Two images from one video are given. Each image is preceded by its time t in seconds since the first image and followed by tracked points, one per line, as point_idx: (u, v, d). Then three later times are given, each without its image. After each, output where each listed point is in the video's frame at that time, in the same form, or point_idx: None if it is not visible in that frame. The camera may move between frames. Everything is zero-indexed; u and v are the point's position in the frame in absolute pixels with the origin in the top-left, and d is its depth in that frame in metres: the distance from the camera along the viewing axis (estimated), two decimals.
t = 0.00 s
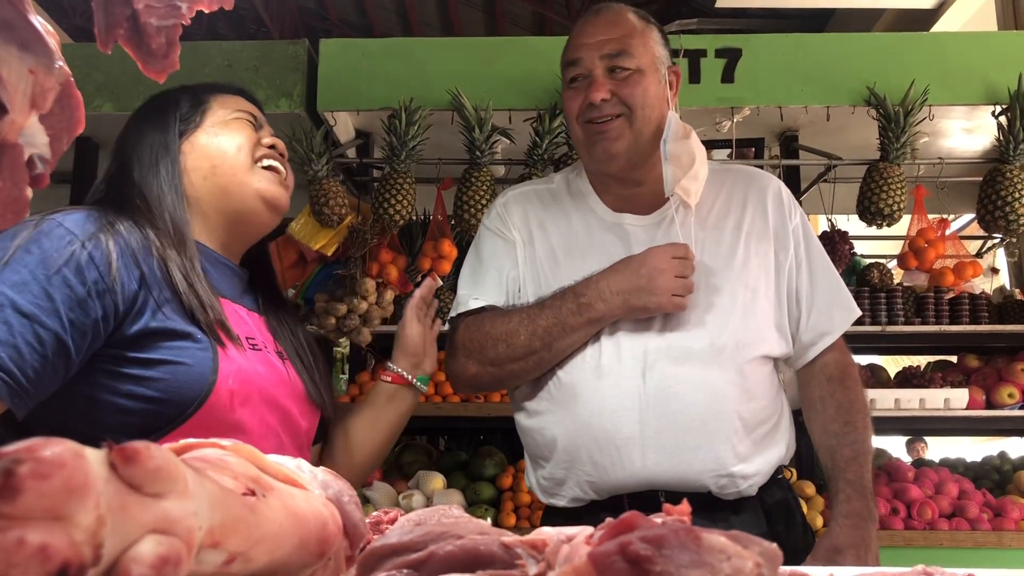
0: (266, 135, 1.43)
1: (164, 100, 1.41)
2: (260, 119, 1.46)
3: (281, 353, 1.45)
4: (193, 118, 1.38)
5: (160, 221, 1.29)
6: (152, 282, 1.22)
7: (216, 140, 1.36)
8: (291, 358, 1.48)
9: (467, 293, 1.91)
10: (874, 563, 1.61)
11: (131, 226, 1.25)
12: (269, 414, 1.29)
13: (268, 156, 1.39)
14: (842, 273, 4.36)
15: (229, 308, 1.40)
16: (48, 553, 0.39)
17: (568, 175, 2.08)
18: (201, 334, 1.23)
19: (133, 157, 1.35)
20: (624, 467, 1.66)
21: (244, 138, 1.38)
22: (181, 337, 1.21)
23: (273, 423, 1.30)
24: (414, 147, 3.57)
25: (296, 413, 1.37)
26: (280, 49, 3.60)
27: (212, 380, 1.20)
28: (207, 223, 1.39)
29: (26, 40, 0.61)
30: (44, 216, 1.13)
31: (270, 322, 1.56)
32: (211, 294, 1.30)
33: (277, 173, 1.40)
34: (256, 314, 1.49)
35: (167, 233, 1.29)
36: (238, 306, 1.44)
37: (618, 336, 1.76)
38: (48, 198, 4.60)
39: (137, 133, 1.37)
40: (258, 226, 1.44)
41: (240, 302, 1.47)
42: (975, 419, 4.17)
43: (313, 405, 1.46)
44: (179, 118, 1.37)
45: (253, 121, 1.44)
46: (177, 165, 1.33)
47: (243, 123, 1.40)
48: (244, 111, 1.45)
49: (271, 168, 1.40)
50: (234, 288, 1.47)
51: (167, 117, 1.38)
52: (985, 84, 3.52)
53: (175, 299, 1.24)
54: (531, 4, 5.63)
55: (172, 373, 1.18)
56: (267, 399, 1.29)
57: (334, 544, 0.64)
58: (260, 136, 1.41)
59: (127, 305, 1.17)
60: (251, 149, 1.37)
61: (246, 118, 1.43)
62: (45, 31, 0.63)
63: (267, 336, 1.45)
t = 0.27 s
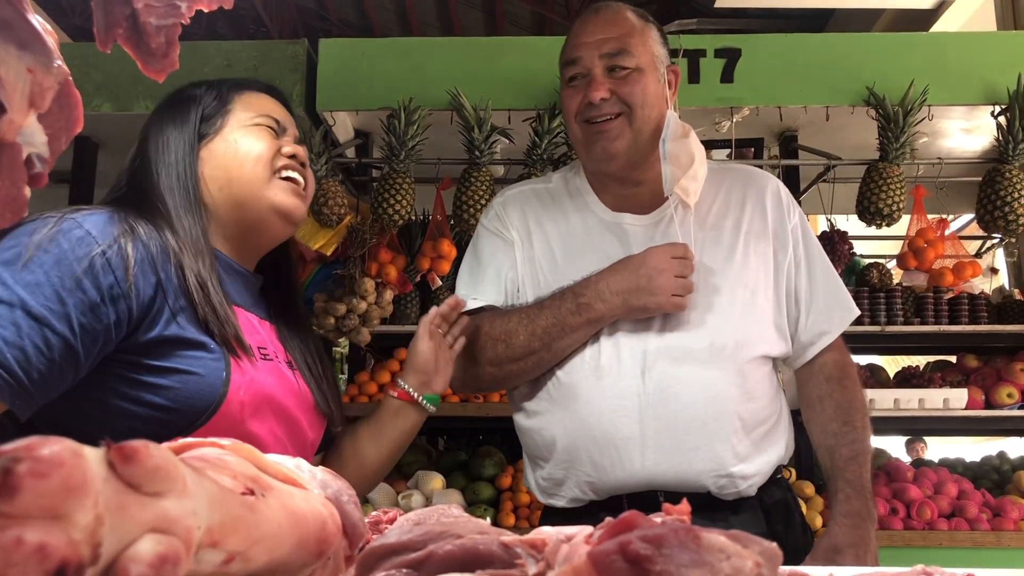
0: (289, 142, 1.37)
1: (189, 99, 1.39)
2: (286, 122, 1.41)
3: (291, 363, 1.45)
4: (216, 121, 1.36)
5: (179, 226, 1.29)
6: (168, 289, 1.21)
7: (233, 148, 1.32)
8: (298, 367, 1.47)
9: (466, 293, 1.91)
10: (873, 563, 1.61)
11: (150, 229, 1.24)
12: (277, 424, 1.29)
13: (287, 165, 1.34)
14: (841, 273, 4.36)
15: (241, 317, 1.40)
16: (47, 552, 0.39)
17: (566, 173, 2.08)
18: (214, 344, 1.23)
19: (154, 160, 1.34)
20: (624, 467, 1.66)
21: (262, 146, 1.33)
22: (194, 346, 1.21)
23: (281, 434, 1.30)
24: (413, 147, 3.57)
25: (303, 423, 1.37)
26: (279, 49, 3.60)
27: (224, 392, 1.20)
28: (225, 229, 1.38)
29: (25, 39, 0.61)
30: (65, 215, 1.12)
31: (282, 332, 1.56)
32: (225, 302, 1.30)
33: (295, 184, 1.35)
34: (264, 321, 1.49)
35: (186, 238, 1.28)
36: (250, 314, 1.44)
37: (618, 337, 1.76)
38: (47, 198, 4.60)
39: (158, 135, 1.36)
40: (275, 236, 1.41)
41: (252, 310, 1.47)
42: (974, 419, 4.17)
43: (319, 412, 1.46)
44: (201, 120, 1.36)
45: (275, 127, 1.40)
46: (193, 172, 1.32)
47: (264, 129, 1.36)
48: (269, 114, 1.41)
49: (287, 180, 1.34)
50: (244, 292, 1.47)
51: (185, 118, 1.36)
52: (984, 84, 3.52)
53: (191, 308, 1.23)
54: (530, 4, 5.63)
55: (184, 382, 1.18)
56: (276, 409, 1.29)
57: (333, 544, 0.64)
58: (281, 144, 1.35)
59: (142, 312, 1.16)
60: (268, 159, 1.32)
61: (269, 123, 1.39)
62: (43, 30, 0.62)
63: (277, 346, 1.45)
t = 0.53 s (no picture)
0: (262, 150, 1.29)
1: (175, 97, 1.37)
2: (269, 118, 1.32)
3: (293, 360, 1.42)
4: (194, 121, 1.32)
5: (176, 226, 1.28)
6: (169, 284, 1.20)
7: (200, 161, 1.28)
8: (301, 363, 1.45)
9: (464, 292, 1.91)
10: (872, 563, 1.61)
11: (154, 228, 1.24)
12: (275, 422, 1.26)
13: (257, 185, 1.27)
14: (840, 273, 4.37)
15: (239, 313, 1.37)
16: (46, 552, 0.39)
17: (565, 172, 2.07)
18: (215, 338, 1.21)
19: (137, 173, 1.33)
20: (623, 467, 1.66)
21: (228, 158, 1.27)
22: (197, 341, 1.19)
23: (282, 429, 1.27)
24: (413, 147, 3.57)
25: (304, 420, 1.34)
26: (278, 48, 3.60)
27: (223, 386, 1.18)
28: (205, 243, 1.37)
29: (24, 39, 0.61)
30: (67, 213, 1.13)
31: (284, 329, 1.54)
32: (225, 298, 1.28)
33: (265, 206, 1.29)
34: (263, 316, 1.47)
35: (185, 237, 1.27)
36: (249, 311, 1.41)
37: (617, 336, 1.76)
38: (45, 197, 4.60)
39: (143, 143, 1.35)
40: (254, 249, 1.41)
41: (249, 307, 1.44)
42: (973, 418, 4.17)
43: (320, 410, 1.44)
44: (178, 123, 1.33)
45: (246, 134, 1.29)
46: (171, 181, 1.31)
47: (231, 143, 1.28)
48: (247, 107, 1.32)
49: (254, 198, 1.28)
50: (241, 289, 1.45)
51: (170, 125, 1.34)
52: (982, 84, 3.52)
53: (192, 303, 1.22)
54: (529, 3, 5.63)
55: (186, 377, 1.16)
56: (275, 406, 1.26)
57: (332, 544, 0.64)
58: (250, 157, 1.27)
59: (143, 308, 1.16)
60: (232, 176, 1.26)
61: (238, 132, 1.29)
62: (43, 29, 0.62)
63: (278, 341, 1.42)
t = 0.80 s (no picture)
0: (259, 143, 1.32)
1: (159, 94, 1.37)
2: (259, 115, 1.35)
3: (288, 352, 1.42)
4: (186, 116, 1.33)
5: (162, 224, 1.28)
6: (150, 282, 1.21)
7: (198, 152, 1.29)
8: (297, 356, 1.45)
9: (464, 290, 1.91)
10: (871, 562, 1.61)
11: (136, 228, 1.24)
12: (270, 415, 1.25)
13: (254, 174, 1.29)
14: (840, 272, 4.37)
15: (231, 308, 1.36)
16: (46, 551, 0.39)
17: (564, 170, 2.07)
18: (197, 333, 1.20)
19: (127, 168, 1.33)
20: (622, 465, 1.66)
21: (227, 150, 1.29)
22: (180, 337, 1.19)
23: (277, 422, 1.27)
24: (412, 146, 3.57)
25: (300, 413, 1.34)
26: (277, 47, 3.60)
27: (210, 382, 1.17)
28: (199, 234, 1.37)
29: (24, 38, 0.60)
30: (44, 218, 1.13)
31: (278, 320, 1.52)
32: (210, 293, 1.28)
33: (265, 194, 1.31)
34: (257, 308, 1.46)
35: (169, 234, 1.27)
36: (241, 305, 1.40)
37: (616, 335, 1.76)
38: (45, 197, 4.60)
39: (128, 139, 1.34)
40: (251, 237, 1.40)
41: (244, 300, 1.43)
42: (972, 418, 4.18)
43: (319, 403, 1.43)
44: (169, 117, 1.33)
45: (240, 126, 1.32)
46: (165, 173, 1.31)
47: (227, 136, 1.30)
48: (238, 104, 1.35)
49: (255, 187, 1.30)
50: (235, 283, 1.44)
51: (154, 125, 1.33)
52: (982, 84, 3.53)
53: (173, 299, 1.22)
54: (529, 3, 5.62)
55: (171, 373, 1.15)
56: (269, 400, 1.25)
57: (332, 544, 0.64)
58: (248, 149, 1.30)
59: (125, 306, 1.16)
60: (233, 165, 1.28)
61: (232, 125, 1.31)
62: (43, 28, 0.62)
63: (273, 335, 1.41)
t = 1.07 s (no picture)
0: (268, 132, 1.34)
1: (158, 97, 1.38)
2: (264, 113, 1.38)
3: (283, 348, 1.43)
4: (190, 115, 1.34)
5: (158, 227, 1.28)
6: (142, 284, 1.20)
7: (207, 137, 1.30)
8: (293, 355, 1.45)
9: (464, 289, 1.92)
10: (870, 562, 1.61)
11: (125, 231, 1.24)
12: (266, 412, 1.26)
13: (263, 153, 1.29)
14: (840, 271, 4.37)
15: (226, 308, 1.36)
16: (45, 551, 0.39)
17: (565, 170, 2.07)
18: (189, 334, 1.20)
19: (131, 159, 1.33)
20: (622, 465, 1.66)
21: (237, 134, 1.30)
22: (172, 339, 1.19)
23: (272, 421, 1.27)
24: (412, 145, 3.57)
25: (296, 411, 1.34)
26: (276, 46, 3.60)
27: (206, 381, 1.17)
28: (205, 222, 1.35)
29: (23, 37, 0.60)
30: (33, 223, 1.12)
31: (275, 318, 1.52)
32: (203, 294, 1.28)
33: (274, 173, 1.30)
34: (255, 308, 1.47)
35: (162, 235, 1.28)
36: (236, 303, 1.40)
37: (617, 334, 1.76)
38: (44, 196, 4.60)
39: (134, 133, 1.36)
40: (258, 225, 1.37)
41: (240, 299, 1.44)
42: (972, 417, 4.18)
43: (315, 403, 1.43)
44: (173, 116, 1.35)
45: (248, 114, 1.35)
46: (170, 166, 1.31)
47: (237, 119, 1.33)
48: (244, 103, 1.38)
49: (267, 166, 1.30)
50: (229, 282, 1.43)
51: (161, 115, 1.35)
52: (981, 83, 3.53)
53: (165, 301, 1.22)
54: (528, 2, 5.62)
55: (164, 375, 1.15)
56: (264, 399, 1.26)
57: (332, 543, 0.64)
58: (258, 133, 1.31)
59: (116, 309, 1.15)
60: (243, 146, 1.29)
61: (240, 112, 1.35)
62: (43, 28, 0.62)
63: (269, 334, 1.42)
